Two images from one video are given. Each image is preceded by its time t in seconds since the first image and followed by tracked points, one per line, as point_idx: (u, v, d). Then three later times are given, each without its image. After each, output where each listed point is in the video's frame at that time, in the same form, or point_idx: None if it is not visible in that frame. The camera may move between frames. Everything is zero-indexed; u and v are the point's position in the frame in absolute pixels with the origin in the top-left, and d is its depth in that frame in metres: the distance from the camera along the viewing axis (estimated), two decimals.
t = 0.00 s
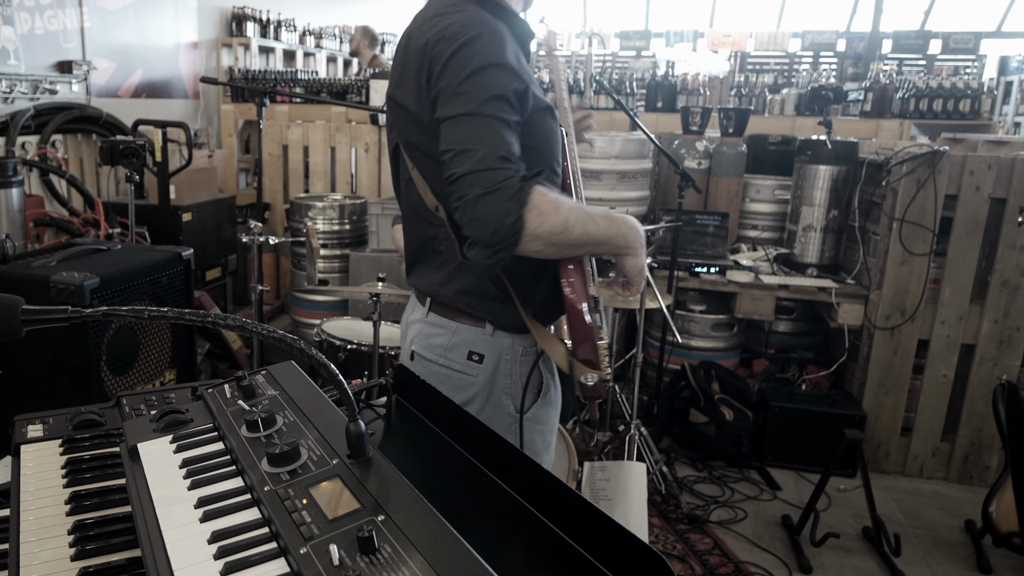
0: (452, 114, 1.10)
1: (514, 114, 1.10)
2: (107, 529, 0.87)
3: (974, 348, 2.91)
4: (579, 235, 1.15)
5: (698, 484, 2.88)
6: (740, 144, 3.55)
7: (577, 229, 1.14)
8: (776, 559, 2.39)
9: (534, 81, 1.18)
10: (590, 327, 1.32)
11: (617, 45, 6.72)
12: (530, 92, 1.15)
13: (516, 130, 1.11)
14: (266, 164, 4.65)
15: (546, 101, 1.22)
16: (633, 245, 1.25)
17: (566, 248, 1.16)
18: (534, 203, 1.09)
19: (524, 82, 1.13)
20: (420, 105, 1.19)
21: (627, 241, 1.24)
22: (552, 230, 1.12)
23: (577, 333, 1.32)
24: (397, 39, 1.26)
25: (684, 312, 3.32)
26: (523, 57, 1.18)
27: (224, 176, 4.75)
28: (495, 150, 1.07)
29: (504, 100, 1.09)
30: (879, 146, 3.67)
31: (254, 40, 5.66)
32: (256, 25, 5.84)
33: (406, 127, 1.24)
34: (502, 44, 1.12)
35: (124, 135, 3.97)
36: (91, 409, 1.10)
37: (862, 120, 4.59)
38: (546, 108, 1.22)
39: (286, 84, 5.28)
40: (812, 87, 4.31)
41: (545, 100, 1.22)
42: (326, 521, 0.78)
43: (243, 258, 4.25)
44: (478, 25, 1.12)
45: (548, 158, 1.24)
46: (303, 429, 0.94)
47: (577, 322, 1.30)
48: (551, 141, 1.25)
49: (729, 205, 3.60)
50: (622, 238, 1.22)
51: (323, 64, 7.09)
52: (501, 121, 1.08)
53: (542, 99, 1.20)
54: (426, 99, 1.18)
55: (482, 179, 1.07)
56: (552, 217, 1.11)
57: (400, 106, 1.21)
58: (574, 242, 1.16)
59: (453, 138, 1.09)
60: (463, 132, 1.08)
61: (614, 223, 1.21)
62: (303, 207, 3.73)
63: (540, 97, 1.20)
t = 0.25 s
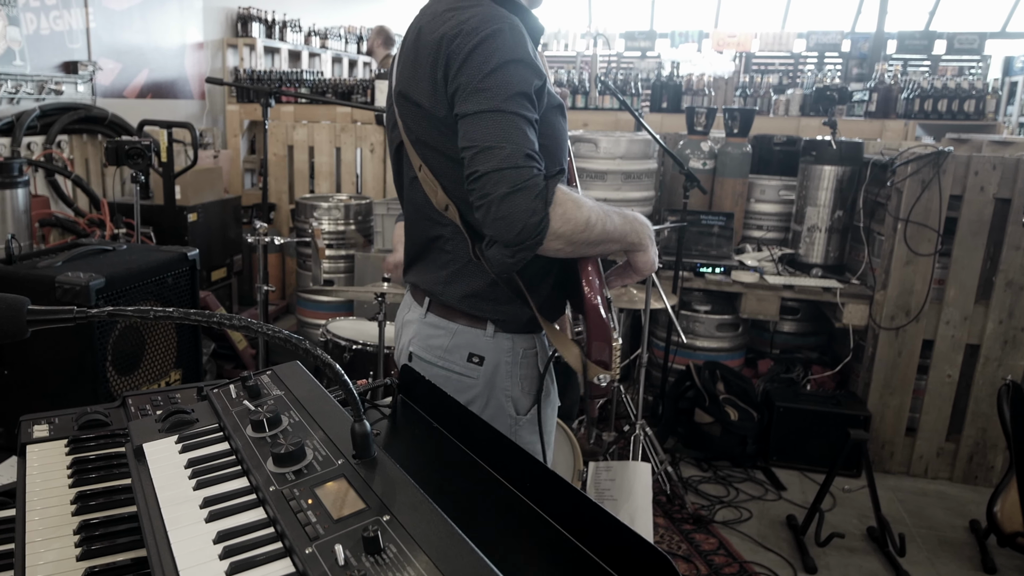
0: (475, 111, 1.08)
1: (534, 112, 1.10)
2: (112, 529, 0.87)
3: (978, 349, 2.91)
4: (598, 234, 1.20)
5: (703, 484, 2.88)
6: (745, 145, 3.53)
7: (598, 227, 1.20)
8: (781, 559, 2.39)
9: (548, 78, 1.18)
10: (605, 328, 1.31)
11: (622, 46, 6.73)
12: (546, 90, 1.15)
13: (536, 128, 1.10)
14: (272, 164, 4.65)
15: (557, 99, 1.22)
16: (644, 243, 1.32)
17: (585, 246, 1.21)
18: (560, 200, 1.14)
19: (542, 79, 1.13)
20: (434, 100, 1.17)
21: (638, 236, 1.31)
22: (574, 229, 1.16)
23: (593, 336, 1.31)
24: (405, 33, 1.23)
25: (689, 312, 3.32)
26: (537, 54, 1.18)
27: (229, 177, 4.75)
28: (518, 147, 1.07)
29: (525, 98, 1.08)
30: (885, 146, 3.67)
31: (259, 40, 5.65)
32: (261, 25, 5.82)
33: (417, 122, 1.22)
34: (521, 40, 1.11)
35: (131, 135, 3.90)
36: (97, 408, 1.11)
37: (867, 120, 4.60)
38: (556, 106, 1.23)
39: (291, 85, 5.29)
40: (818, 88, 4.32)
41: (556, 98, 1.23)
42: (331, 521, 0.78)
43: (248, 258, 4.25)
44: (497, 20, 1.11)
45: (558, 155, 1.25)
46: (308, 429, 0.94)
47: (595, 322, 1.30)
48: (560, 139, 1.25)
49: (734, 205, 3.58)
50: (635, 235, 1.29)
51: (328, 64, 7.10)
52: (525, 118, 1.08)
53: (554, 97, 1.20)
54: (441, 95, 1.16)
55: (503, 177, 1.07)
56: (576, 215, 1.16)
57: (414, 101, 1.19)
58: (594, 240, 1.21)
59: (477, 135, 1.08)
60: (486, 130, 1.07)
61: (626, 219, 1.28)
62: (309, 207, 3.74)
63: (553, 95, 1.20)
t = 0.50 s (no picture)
0: (443, 105, 1.10)
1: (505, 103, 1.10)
2: (117, 529, 0.87)
3: (983, 349, 2.90)
4: (575, 222, 1.12)
5: (708, 484, 2.88)
6: (750, 145, 3.53)
7: (571, 215, 1.12)
8: (786, 559, 2.39)
9: (524, 71, 1.18)
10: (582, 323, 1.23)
11: (627, 46, 6.74)
12: (520, 81, 1.15)
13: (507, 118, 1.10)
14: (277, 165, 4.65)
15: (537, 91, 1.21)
16: (629, 235, 1.21)
17: (562, 235, 1.13)
18: (529, 184, 1.07)
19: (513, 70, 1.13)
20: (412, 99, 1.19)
21: (621, 225, 1.19)
22: (546, 217, 1.09)
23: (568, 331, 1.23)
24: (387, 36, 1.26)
25: (694, 312, 3.32)
26: (512, 47, 1.18)
27: (235, 177, 4.75)
28: (483, 136, 1.07)
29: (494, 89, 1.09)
30: (890, 146, 3.67)
31: (265, 40, 5.63)
32: (267, 25, 5.80)
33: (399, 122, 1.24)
34: (491, 33, 1.12)
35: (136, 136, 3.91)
36: (102, 409, 1.11)
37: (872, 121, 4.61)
38: (536, 98, 1.21)
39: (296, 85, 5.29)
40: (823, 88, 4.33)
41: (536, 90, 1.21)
42: (337, 521, 0.78)
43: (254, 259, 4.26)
44: (467, 16, 1.13)
45: (541, 148, 1.22)
46: (313, 429, 0.94)
47: (570, 318, 1.23)
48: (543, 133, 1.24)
49: (738, 206, 3.60)
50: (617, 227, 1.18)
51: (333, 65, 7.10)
52: (491, 109, 1.08)
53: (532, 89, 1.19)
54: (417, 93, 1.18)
55: (473, 165, 1.06)
56: (548, 201, 1.09)
57: (390, 102, 1.21)
58: (570, 229, 1.13)
59: (444, 129, 1.09)
60: (455, 121, 1.08)
61: (608, 209, 1.18)
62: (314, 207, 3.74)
63: (531, 88, 1.20)
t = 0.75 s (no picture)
0: (379, 106, 1.16)
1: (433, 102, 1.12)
2: (123, 529, 0.87)
3: (988, 349, 2.90)
4: (486, 207, 1.06)
5: (713, 484, 2.88)
6: (755, 145, 3.54)
7: (487, 201, 1.06)
8: (791, 559, 2.39)
9: (470, 67, 1.18)
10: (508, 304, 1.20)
11: (632, 47, 6.78)
12: (458, 78, 1.16)
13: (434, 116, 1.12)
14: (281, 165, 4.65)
15: (489, 88, 1.20)
16: (562, 213, 1.09)
17: (480, 221, 1.08)
18: (436, 176, 1.06)
19: (446, 69, 1.14)
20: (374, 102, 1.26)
21: (553, 207, 1.09)
22: (453, 205, 1.06)
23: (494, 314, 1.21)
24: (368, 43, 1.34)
25: (699, 312, 3.32)
26: (460, 46, 1.19)
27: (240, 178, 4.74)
28: (402, 134, 1.10)
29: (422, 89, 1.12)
30: (895, 147, 3.68)
31: (270, 41, 5.64)
32: (272, 26, 5.81)
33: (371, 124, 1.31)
34: (427, 36, 1.15)
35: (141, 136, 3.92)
36: (108, 409, 1.11)
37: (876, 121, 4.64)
38: (491, 93, 1.21)
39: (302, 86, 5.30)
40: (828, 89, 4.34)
41: (489, 86, 1.21)
42: (342, 521, 0.79)
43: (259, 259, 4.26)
44: (408, 22, 1.17)
45: (495, 143, 1.22)
46: (319, 429, 0.94)
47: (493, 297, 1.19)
48: (503, 128, 1.23)
49: (744, 206, 3.58)
50: (544, 209, 1.08)
51: (338, 65, 7.11)
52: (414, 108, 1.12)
53: (481, 85, 1.19)
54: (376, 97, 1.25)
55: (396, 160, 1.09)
56: (457, 188, 1.05)
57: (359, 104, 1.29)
58: (487, 214, 1.07)
59: (377, 129, 1.15)
60: (386, 122, 1.13)
61: (535, 193, 1.09)
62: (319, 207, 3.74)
63: (480, 84, 1.19)
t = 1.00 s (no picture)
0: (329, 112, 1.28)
1: (372, 110, 1.23)
2: (129, 529, 0.87)
3: (992, 349, 2.91)
4: (398, 212, 1.20)
5: (718, 484, 2.88)
6: (760, 146, 3.55)
7: (395, 208, 1.20)
8: (796, 559, 2.39)
9: (416, 77, 1.28)
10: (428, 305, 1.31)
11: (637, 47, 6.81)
12: (401, 88, 1.26)
13: (371, 124, 1.23)
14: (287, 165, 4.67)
15: (435, 97, 1.30)
16: (471, 227, 1.25)
17: (393, 225, 1.22)
18: (355, 182, 1.19)
19: (388, 79, 1.24)
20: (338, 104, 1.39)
21: (466, 219, 1.24)
22: (368, 208, 1.19)
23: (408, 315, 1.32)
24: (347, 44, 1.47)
25: (703, 312, 3.33)
26: (410, 56, 1.29)
27: (245, 178, 4.73)
28: (335, 139, 1.22)
29: (360, 99, 1.23)
30: (899, 147, 3.68)
31: (275, 41, 5.66)
32: (277, 27, 5.84)
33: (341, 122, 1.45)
34: (376, 50, 1.26)
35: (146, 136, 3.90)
36: (113, 409, 1.11)
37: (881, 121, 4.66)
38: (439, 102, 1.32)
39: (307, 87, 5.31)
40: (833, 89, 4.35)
41: (436, 93, 1.31)
42: (347, 521, 0.79)
43: (264, 259, 4.27)
44: (363, 34, 1.28)
45: (439, 147, 1.33)
46: (324, 429, 0.94)
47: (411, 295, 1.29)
48: (449, 135, 1.33)
49: (748, 207, 3.58)
50: (452, 220, 1.23)
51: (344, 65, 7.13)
52: (350, 115, 1.22)
53: (427, 93, 1.29)
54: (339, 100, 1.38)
55: (327, 163, 1.22)
56: (369, 194, 1.19)
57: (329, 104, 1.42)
58: (399, 219, 1.21)
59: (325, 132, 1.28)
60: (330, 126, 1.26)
61: (447, 202, 1.23)
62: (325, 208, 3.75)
63: (426, 93, 1.29)
